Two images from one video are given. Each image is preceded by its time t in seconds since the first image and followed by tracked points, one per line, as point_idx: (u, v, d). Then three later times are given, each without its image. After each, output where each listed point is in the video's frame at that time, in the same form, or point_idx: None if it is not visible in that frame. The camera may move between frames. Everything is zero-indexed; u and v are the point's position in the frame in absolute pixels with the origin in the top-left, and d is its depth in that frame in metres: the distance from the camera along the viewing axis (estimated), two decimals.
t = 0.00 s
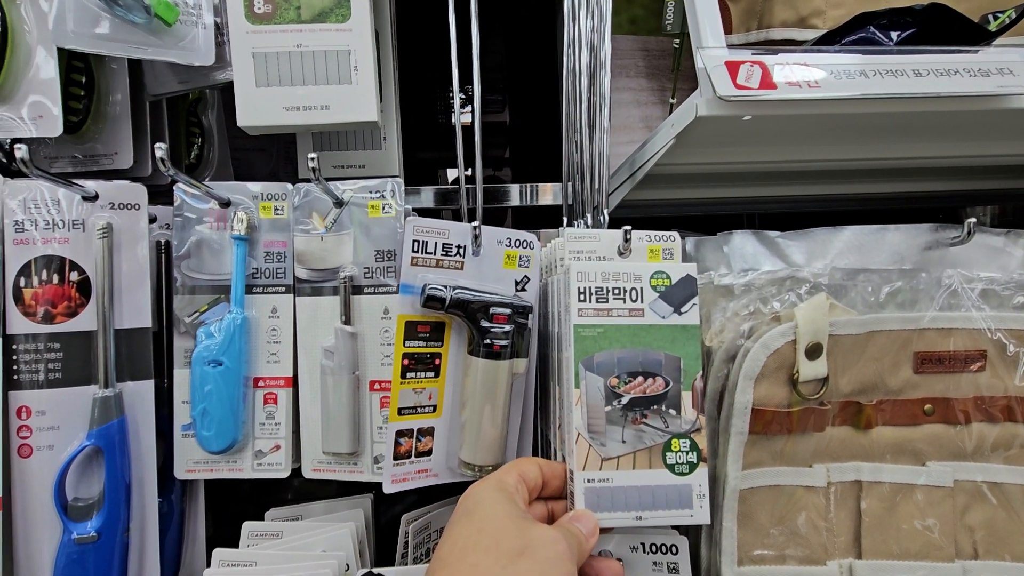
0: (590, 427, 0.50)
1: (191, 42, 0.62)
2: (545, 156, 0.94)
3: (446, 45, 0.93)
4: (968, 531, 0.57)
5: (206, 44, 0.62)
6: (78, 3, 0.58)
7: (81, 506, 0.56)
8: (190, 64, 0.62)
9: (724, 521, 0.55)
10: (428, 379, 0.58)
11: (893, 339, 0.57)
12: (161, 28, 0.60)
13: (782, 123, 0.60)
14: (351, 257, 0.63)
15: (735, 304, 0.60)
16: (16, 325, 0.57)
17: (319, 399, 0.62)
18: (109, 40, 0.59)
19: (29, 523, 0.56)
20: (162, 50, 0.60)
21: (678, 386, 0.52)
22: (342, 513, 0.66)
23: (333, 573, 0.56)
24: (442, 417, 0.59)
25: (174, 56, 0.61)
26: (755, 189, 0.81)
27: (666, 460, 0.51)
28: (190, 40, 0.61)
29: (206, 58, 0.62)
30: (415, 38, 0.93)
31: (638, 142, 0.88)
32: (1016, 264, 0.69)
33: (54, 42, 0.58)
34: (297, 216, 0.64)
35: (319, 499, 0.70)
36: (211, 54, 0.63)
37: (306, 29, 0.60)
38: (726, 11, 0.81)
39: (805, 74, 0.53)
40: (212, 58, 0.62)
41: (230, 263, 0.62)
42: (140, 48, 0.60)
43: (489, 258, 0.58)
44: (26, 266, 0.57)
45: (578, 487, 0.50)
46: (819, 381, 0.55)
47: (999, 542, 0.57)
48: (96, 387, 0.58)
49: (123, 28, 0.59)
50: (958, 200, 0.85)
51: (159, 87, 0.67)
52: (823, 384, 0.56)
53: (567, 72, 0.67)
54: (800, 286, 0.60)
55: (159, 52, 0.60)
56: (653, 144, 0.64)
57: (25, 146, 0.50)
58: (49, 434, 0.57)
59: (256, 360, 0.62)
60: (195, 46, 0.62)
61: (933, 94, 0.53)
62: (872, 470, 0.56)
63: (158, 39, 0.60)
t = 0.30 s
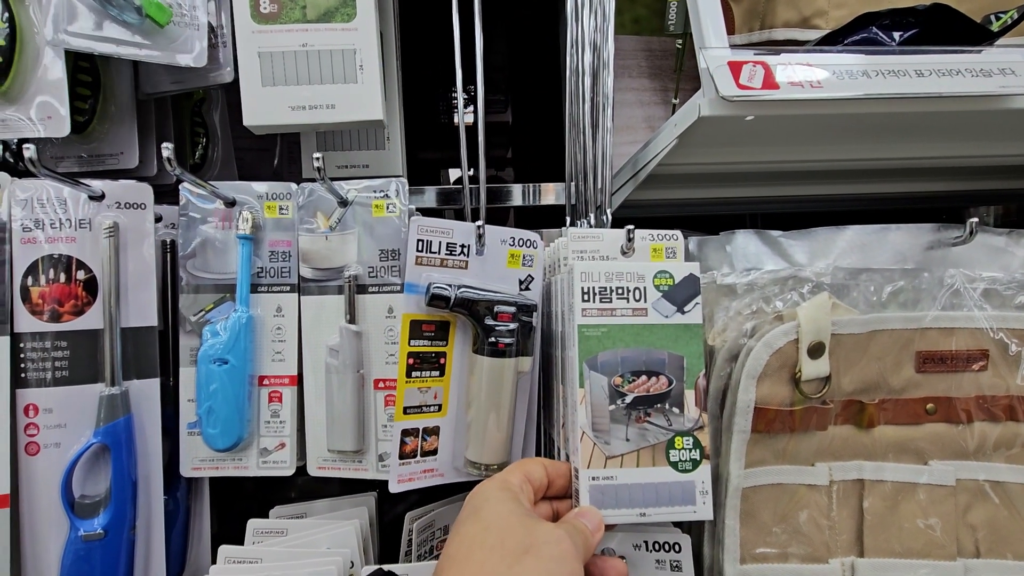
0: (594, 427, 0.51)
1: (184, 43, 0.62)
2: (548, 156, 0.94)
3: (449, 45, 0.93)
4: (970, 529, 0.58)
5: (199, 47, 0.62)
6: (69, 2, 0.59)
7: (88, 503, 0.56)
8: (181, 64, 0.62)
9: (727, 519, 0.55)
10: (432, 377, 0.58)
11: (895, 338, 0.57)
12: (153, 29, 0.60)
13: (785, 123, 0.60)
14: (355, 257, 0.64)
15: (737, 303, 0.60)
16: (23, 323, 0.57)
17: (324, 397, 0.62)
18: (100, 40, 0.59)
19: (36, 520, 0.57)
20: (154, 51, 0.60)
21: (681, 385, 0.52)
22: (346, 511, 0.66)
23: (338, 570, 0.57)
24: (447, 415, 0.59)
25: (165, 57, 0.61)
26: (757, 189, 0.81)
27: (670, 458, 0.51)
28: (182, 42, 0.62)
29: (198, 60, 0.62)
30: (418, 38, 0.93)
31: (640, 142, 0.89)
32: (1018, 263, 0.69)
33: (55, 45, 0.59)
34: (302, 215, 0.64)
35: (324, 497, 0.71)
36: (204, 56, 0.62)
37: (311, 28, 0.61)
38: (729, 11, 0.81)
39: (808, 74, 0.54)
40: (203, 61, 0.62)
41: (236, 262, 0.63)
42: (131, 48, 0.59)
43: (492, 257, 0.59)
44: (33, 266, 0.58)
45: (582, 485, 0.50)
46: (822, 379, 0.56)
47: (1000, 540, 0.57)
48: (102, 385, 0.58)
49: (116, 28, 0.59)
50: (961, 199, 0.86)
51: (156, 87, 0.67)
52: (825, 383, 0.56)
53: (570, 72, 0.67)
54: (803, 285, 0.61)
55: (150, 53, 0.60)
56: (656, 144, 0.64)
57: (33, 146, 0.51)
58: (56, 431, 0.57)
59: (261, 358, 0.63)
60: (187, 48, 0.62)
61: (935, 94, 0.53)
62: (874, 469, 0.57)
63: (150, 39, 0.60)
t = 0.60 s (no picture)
0: (596, 426, 0.51)
1: (202, 43, 0.62)
2: (550, 156, 0.94)
3: (452, 46, 0.94)
4: (972, 530, 0.58)
5: (216, 46, 0.63)
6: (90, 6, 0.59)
7: (93, 501, 0.57)
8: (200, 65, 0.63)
9: (728, 518, 0.55)
10: (434, 377, 0.59)
11: (897, 338, 0.57)
12: (172, 29, 0.61)
13: (787, 124, 0.60)
14: (358, 257, 0.64)
15: (739, 303, 0.60)
16: (29, 323, 0.58)
17: (327, 397, 0.63)
18: (120, 43, 0.60)
19: (42, 518, 0.57)
20: (173, 51, 0.61)
21: (681, 385, 0.52)
22: (349, 510, 0.67)
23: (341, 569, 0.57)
24: (449, 414, 0.59)
25: (185, 58, 0.62)
26: (759, 190, 0.81)
27: (670, 457, 0.51)
28: (200, 42, 0.62)
29: (217, 59, 0.63)
30: (421, 39, 0.93)
31: (642, 142, 0.89)
32: (1020, 264, 0.69)
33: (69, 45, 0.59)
34: (306, 216, 0.65)
35: (327, 496, 0.71)
36: (221, 56, 0.63)
37: (314, 31, 0.61)
38: (731, 12, 0.81)
39: (809, 75, 0.54)
40: (222, 60, 0.63)
41: (239, 263, 0.63)
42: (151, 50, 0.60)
43: (495, 257, 0.59)
44: (39, 265, 0.58)
45: (584, 483, 0.51)
46: (824, 379, 0.56)
47: (1002, 540, 0.58)
48: (107, 384, 0.59)
49: (135, 30, 0.60)
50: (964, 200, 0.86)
51: (166, 88, 0.68)
52: (827, 383, 0.56)
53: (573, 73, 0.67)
54: (805, 285, 0.61)
55: (169, 53, 0.61)
56: (658, 144, 0.65)
57: (39, 146, 0.51)
58: (62, 430, 0.58)
59: (265, 358, 0.63)
60: (205, 48, 0.63)
61: (937, 95, 0.53)
62: (875, 469, 0.57)
63: (169, 40, 0.61)
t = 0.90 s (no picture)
0: (587, 424, 0.52)
1: (193, 44, 0.62)
2: (550, 156, 0.94)
3: (452, 45, 0.93)
4: (973, 531, 0.57)
5: (208, 47, 0.63)
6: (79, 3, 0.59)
7: (92, 500, 0.57)
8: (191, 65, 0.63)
9: (727, 519, 0.55)
10: (433, 377, 0.59)
11: (898, 338, 0.57)
12: (163, 30, 0.61)
13: (787, 123, 0.60)
14: (357, 257, 0.64)
15: (738, 303, 0.60)
16: (28, 322, 0.58)
17: (326, 397, 0.63)
18: (111, 41, 0.59)
19: (41, 517, 0.57)
20: (164, 51, 0.61)
21: (673, 386, 0.52)
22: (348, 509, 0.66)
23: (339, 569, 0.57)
24: (448, 415, 0.59)
25: (176, 58, 0.61)
26: (760, 189, 0.81)
27: (658, 455, 0.52)
28: (192, 42, 0.62)
29: (207, 61, 0.63)
30: (420, 39, 0.93)
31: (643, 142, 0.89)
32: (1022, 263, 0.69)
33: (60, 45, 0.59)
34: (305, 216, 0.65)
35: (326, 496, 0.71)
36: (212, 56, 0.63)
37: (314, 29, 0.61)
38: (732, 11, 0.81)
39: (809, 73, 0.53)
40: (213, 61, 0.63)
41: (239, 262, 0.63)
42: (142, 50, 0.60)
43: (494, 257, 0.59)
44: (38, 265, 0.58)
45: (573, 477, 0.52)
46: (823, 380, 0.55)
47: (1003, 542, 0.57)
48: (106, 383, 0.59)
49: (127, 30, 0.60)
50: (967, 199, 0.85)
51: (163, 87, 0.68)
52: (827, 383, 0.56)
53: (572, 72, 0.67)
54: (804, 285, 0.61)
55: (160, 53, 0.61)
56: (657, 143, 0.64)
57: (37, 146, 0.51)
58: (61, 429, 0.58)
59: (263, 358, 0.63)
60: (197, 48, 0.62)
61: (937, 93, 0.53)
62: (876, 469, 0.56)
63: (160, 41, 0.61)
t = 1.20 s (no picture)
0: (595, 424, 0.52)
1: (205, 46, 0.63)
2: (557, 157, 0.95)
3: (460, 47, 0.94)
4: (980, 533, 0.57)
5: (220, 49, 0.63)
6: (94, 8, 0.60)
7: (106, 497, 0.57)
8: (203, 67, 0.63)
9: (735, 519, 0.55)
10: (442, 376, 0.59)
11: (905, 340, 0.57)
12: (176, 32, 0.61)
13: (795, 126, 0.60)
14: (366, 257, 0.64)
15: (746, 304, 0.61)
16: (43, 320, 0.58)
17: (336, 395, 0.63)
18: (126, 45, 0.60)
19: (55, 514, 0.58)
20: (176, 54, 0.62)
21: (682, 387, 0.53)
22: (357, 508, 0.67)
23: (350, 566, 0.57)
24: (457, 413, 0.59)
25: (187, 60, 0.62)
26: (767, 191, 0.81)
27: (667, 455, 0.53)
28: (203, 44, 0.63)
29: (219, 62, 0.63)
30: (429, 40, 0.94)
31: (649, 143, 0.89)
32: None
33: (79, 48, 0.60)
34: (315, 217, 0.65)
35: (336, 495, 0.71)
36: (224, 59, 0.63)
37: (325, 33, 0.62)
38: (739, 14, 0.81)
39: (818, 77, 0.54)
40: (225, 62, 0.63)
41: (250, 262, 0.64)
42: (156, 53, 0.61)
43: (503, 258, 0.59)
44: (53, 264, 0.59)
45: (582, 476, 0.52)
46: (832, 381, 0.56)
47: (1010, 543, 0.57)
48: (120, 381, 0.60)
49: (140, 33, 0.60)
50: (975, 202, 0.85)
51: (175, 89, 0.68)
52: (834, 385, 0.56)
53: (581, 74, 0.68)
54: (812, 287, 0.61)
55: (173, 56, 0.62)
56: (666, 146, 0.65)
57: (55, 147, 0.52)
58: (76, 426, 0.59)
59: (274, 357, 0.63)
60: (209, 51, 0.63)
61: (946, 97, 0.53)
62: (883, 471, 0.57)
63: (172, 43, 0.61)
